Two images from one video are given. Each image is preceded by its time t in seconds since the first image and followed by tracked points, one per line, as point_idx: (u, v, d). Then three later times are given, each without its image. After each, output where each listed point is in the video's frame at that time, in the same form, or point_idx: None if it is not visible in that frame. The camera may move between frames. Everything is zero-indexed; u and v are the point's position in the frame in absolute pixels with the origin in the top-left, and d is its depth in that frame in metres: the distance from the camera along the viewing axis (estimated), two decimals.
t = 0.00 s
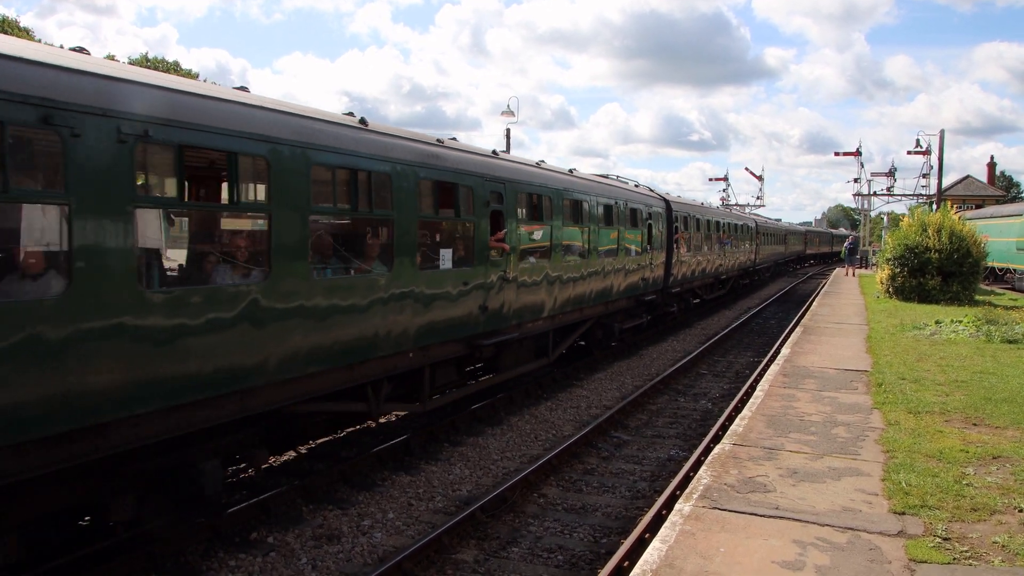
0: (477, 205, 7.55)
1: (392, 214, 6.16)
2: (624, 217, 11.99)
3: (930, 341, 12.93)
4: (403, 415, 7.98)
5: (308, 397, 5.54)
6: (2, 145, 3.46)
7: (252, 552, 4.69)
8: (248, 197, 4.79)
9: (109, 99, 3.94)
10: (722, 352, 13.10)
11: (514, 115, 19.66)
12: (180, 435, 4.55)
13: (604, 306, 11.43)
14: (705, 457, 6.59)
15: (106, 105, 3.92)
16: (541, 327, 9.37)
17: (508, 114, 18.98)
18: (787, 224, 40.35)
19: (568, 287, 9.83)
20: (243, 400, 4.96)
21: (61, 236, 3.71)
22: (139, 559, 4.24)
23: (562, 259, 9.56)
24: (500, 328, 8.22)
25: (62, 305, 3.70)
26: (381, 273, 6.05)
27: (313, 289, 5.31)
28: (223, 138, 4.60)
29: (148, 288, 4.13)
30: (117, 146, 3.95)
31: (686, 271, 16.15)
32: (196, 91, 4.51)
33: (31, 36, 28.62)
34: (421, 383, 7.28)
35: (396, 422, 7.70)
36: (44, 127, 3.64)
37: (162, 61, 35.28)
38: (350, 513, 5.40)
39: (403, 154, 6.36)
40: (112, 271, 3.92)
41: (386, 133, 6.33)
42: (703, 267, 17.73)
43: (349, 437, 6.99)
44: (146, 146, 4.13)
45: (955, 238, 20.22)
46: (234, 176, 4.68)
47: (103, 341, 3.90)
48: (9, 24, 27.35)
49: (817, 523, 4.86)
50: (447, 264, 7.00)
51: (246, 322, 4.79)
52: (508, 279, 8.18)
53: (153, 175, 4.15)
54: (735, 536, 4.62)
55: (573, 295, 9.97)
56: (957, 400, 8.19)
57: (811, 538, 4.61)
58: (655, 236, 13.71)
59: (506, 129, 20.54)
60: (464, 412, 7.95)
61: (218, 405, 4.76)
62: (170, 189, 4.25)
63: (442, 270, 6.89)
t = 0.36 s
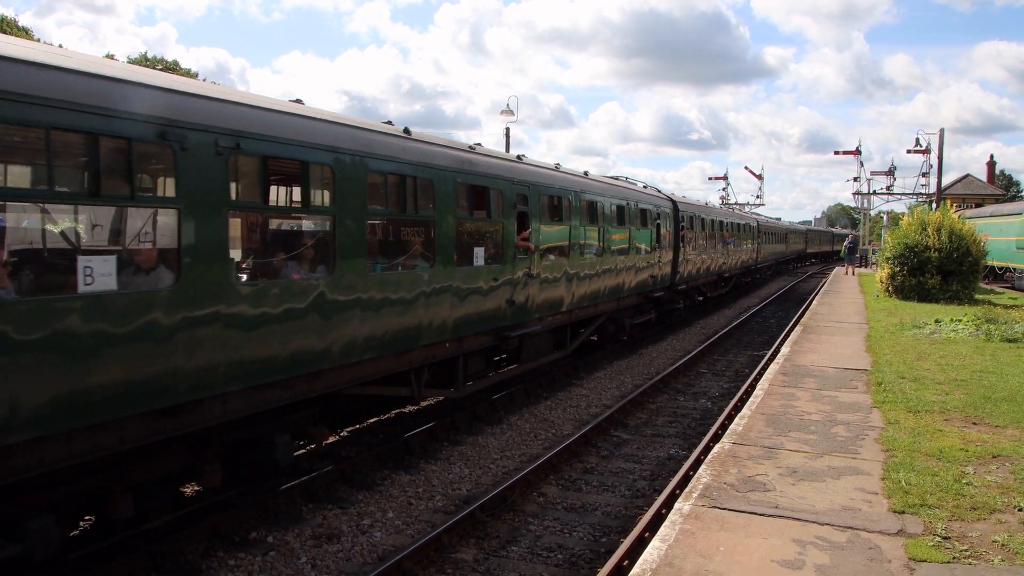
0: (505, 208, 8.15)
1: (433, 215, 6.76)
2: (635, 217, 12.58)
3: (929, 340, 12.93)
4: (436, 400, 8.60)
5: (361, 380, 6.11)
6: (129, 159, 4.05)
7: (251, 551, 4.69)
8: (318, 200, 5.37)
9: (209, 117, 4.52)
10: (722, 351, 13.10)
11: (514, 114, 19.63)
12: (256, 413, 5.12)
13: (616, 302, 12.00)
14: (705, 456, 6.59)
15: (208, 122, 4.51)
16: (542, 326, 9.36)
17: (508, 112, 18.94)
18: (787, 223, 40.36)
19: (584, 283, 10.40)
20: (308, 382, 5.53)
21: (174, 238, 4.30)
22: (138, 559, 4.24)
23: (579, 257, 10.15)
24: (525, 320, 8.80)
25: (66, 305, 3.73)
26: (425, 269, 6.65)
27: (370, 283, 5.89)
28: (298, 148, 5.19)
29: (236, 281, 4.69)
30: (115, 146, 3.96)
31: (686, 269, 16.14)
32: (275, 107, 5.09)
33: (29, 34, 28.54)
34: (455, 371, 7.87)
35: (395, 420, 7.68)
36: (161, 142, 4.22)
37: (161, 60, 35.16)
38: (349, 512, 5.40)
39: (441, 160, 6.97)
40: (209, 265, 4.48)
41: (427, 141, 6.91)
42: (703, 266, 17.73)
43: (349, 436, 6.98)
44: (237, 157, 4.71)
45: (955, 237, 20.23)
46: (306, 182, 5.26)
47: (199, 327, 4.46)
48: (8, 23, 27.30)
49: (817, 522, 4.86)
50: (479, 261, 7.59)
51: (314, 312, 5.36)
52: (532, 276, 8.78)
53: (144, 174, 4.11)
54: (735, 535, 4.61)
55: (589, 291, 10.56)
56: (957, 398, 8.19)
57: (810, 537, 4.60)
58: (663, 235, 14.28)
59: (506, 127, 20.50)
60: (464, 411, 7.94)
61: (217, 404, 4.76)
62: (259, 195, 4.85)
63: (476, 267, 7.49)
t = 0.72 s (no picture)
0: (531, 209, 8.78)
1: (468, 216, 7.40)
2: (647, 218, 13.18)
3: (929, 341, 12.92)
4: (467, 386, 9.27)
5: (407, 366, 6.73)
6: (226, 167, 4.65)
7: (251, 549, 4.69)
8: (374, 203, 5.99)
9: (290, 129, 5.13)
10: (722, 351, 13.09)
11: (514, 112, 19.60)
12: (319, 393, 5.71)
13: (628, 298, 12.58)
14: (704, 456, 6.59)
15: (290, 134, 5.11)
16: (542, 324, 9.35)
17: (509, 110, 18.91)
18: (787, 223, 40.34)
19: (599, 280, 10.99)
20: (362, 367, 6.13)
21: (260, 237, 4.91)
22: (137, 556, 4.24)
23: (595, 255, 10.75)
24: (546, 314, 9.40)
25: (145, 297, 4.14)
26: (461, 265, 7.29)
27: (416, 278, 6.51)
28: (361, 156, 5.81)
29: (307, 275, 5.30)
30: (115, 145, 3.95)
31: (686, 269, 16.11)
32: (342, 120, 5.71)
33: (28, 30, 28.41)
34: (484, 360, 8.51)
35: (395, 418, 7.68)
36: (250, 152, 4.81)
37: (161, 57, 35.12)
38: (349, 510, 5.40)
39: (476, 165, 7.62)
40: (287, 260, 5.09)
41: (462, 148, 7.52)
42: (704, 266, 17.71)
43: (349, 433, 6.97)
44: (309, 164, 5.27)
45: (955, 237, 20.23)
46: (365, 187, 5.87)
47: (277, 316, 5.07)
48: (8, 20, 27.23)
49: (816, 522, 4.86)
50: (507, 258, 8.21)
51: (369, 302, 5.95)
52: (553, 272, 9.40)
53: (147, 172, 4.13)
54: (734, 535, 4.61)
55: (603, 287, 11.15)
56: (957, 399, 8.19)
57: (810, 537, 4.60)
58: (672, 235, 14.86)
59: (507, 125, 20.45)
60: (463, 409, 7.94)
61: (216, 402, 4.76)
62: (329, 199, 5.47)
63: (505, 263, 8.12)
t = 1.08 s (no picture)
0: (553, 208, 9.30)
1: (497, 217, 7.94)
2: (656, 216, 13.70)
3: (930, 340, 12.92)
4: (494, 375, 9.84)
5: (446, 353, 7.27)
6: (273, 171, 4.99)
7: (250, 548, 4.69)
8: (419, 205, 6.56)
9: (351, 140, 5.70)
10: (722, 350, 13.09)
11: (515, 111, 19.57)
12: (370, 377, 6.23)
13: (638, 294, 13.02)
14: (704, 455, 6.58)
15: (350, 144, 5.68)
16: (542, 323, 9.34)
17: (509, 110, 18.88)
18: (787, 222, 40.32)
19: (614, 277, 11.46)
20: (380, 361, 6.28)
21: (326, 235, 5.42)
22: (136, 555, 4.23)
23: (610, 252, 11.23)
24: (565, 309, 9.88)
25: (237, 289, 4.70)
26: (492, 262, 7.82)
27: (453, 273, 7.06)
28: (409, 163, 6.38)
29: (364, 269, 5.81)
30: (210, 158, 4.50)
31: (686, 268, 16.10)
32: (393, 130, 6.29)
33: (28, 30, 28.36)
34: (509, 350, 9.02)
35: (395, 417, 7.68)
36: (319, 160, 5.34)
37: (162, 56, 35.08)
38: (349, 509, 5.40)
39: (504, 168, 8.17)
40: (347, 256, 5.60)
41: (491, 153, 8.12)
42: (705, 265, 17.71)
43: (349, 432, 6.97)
44: (367, 171, 5.83)
45: (955, 236, 20.22)
46: (412, 191, 6.46)
47: (339, 306, 5.58)
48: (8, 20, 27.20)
49: (816, 521, 4.86)
50: (532, 255, 8.73)
51: (415, 295, 6.49)
52: (572, 268, 9.89)
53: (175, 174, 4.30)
54: (734, 534, 4.61)
55: (618, 283, 11.61)
56: (957, 398, 8.19)
57: (810, 536, 4.60)
58: (679, 234, 15.33)
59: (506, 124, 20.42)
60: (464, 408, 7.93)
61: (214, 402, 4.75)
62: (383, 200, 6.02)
63: (530, 260, 8.63)
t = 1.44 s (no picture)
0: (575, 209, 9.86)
1: (527, 217, 8.56)
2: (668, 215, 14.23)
3: (933, 339, 12.89)
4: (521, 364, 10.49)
5: (480, 343, 7.90)
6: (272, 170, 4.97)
7: (253, 545, 4.70)
8: (461, 205, 7.22)
9: (402, 147, 6.30)
10: (725, 348, 13.09)
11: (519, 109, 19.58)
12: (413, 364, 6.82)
13: (649, 291, 13.49)
14: (707, 454, 6.58)
15: (402, 150, 6.26)
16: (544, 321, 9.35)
17: (513, 108, 18.88)
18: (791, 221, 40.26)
19: (629, 274, 12.02)
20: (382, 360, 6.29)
21: (383, 232, 6.01)
22: (139, 552, 4.24)
23: (626, 250, 11.76)
24: (586, 303, 10.49)
25: (312, 280, 5.32)
26: (521, 258, 8.40)
27: (489, 269, 7.70)
28: (449, 167, 6.99)
29: (413, 264, 6.41)
30: (292, 163, 5.10)
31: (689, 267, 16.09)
32: (436, 137, 6.88)
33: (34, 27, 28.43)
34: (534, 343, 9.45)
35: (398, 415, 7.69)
36: (378, 166, 5.94)
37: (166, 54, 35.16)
38: (351, 507, 5.41)
39: (532, 172, 8.81)
40: (401, 254, 6.22)
41: (519, 158, 8.75)
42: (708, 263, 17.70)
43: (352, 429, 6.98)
44: (418, 175, 6.45)
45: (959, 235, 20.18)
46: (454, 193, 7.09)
47: (392, 297, 6.18)
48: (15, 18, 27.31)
49: (819, 519, 4.86)
50: (556, 253, 9.34)
51: (417, 294, 6.50)
52: (592, 265, 10.45)
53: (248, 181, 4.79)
54: (737, 532, 4.61)
55: (633, 280, 12.11)
56: (961, 397, 8.18)
57: (812, 535, 4.60)
58: (689, 233, 15.87)
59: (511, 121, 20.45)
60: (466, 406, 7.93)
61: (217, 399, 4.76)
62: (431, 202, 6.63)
63: (554, 257, 9.24)
